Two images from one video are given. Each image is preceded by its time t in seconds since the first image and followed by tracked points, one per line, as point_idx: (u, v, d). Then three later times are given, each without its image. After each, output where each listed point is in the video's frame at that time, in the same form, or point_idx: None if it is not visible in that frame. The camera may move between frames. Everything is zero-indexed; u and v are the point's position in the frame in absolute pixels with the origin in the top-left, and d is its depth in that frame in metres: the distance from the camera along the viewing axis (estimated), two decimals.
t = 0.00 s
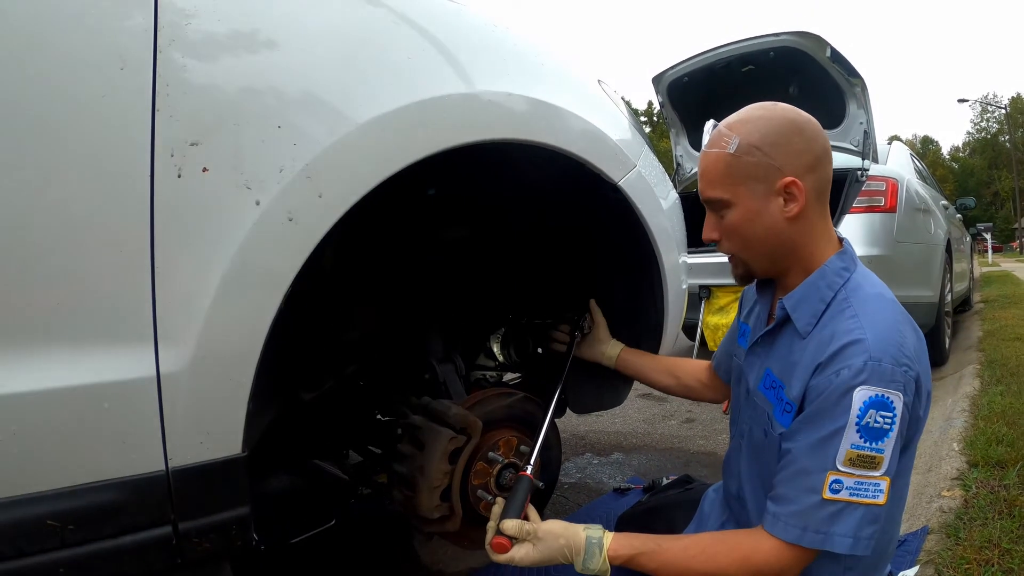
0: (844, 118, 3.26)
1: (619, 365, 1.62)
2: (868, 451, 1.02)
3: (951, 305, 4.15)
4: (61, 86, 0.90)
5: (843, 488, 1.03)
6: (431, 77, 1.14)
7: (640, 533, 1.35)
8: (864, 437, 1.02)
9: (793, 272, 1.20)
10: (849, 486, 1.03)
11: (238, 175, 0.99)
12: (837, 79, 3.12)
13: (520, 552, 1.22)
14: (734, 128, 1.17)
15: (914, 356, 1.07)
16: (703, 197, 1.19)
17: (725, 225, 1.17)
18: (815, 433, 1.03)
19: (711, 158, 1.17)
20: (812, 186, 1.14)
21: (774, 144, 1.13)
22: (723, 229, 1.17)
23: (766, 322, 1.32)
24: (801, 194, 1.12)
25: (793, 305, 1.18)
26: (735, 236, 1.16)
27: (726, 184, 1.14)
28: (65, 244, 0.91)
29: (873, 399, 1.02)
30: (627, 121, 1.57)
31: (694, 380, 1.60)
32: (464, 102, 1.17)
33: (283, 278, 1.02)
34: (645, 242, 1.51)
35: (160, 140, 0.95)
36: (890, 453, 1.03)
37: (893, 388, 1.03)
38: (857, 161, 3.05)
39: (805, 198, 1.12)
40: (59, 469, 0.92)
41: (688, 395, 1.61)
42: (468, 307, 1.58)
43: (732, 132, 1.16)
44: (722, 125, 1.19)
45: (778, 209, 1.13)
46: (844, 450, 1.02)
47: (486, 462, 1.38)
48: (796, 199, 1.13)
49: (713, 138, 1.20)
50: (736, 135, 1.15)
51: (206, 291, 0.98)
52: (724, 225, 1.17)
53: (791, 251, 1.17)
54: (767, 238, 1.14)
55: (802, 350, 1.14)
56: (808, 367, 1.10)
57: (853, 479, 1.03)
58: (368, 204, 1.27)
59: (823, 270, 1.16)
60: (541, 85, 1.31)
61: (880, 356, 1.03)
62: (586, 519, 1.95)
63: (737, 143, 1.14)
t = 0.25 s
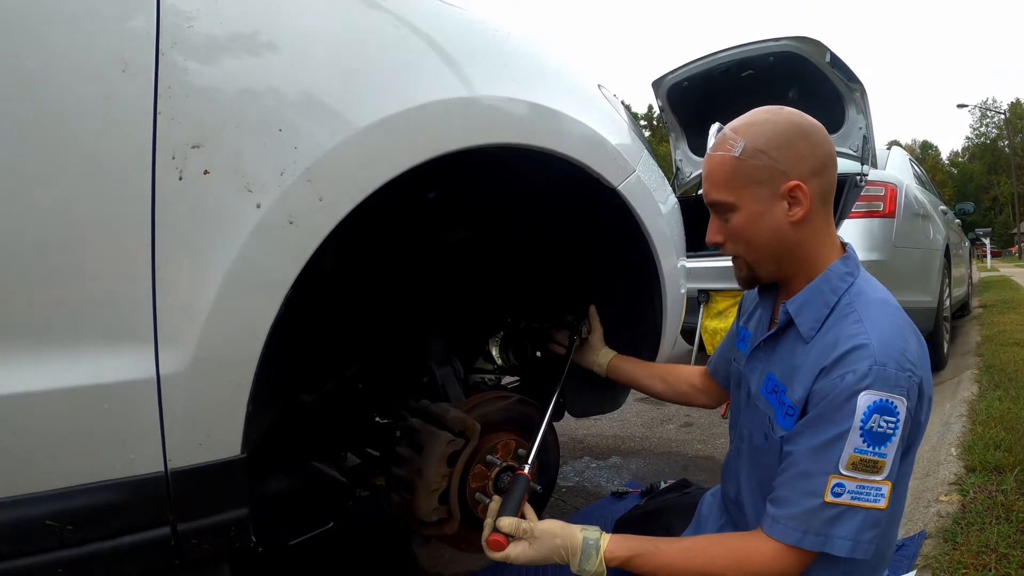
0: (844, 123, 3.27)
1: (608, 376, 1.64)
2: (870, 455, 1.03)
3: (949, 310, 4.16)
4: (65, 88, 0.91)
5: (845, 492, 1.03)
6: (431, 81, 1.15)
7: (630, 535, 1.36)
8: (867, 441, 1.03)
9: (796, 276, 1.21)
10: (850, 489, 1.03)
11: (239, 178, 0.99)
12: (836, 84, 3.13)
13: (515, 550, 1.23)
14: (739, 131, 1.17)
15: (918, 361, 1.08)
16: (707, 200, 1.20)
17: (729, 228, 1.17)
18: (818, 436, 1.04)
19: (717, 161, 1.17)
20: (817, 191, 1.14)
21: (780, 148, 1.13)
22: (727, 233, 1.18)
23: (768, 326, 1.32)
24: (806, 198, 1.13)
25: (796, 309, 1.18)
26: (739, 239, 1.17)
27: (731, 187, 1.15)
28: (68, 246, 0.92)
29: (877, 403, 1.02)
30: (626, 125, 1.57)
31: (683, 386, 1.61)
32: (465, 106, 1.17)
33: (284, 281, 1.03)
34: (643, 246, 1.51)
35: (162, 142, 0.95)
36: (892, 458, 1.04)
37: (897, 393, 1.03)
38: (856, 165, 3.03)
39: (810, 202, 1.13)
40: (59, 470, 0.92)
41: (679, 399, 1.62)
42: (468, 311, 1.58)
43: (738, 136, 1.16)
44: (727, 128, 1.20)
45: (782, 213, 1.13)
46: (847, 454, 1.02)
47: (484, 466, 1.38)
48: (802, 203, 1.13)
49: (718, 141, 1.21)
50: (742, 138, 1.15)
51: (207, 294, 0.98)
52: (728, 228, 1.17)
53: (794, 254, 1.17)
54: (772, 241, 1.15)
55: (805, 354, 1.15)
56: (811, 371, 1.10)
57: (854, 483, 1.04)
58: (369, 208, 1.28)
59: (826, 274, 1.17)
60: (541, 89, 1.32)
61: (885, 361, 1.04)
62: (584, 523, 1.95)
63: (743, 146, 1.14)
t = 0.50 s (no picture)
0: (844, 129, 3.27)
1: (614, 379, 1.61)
2: (872, 464, 1.03)
3: (948, 316, 4.16)
4: (68, 87, 0.91)
5: (845, 501, 1.04)
6: (433, 83, 1.15)
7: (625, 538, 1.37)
8: (869, 451, 1.03)
9: (802, 282, 1.21)
10: (851, 498, 1.04)
11: (241, 178, 0.99)
12: (837, 90, 3.13)
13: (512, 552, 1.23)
14: (746, 136, 1.18)
15: (922, 372, 1.08)
16: (712, 205, 1.20)
17: (734, 233, 1.18)
18: (820, 444, 1.04)
19: (723, 166, 1.18)
20: (823, 196, 1.14)
21: (786, 153, 1.14)
22: (732, 237, 1.18)
23: (771, 332, 1.32)
24: (811, 204, 1.13)
25: (801, 316, 1.18)
26: (744, 245, 1.17)
27: (736, 192, 1.15)
28: (69, 245, 0.92)
29: (880, 413, 1.02)
30: (627, 129, 1.58)
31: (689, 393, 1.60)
32: (466, 108, 1.18)
33: (285, 281, 1.03)
34: (643, 250, 1.52)
35: (164, 142, 0.96)
36: (893, 468, 1.04)
37: (901, 403, 1.03)
38: (857, 171, 3.06)
39: (815, 208, 1.13)
40: (58, 468, 0.92)
41: (682, 405, 1.62)
42: (467, 313, 1.58)
43: (744, 140, 1.17)
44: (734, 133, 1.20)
45: (787, 219, 1.14)
46: (848, 463, 1.03)
47: (482, 468, 1.38)
48: (807, 209, 1.13)
49: (725, 146, 1.21)
50: (748, 143, 1.16)
51: (207, 293, 0.98)
52: (733, 233, 1.18)
53: (799, 260, 1.17)
54: (776, 247, 1.15)
55: (809, 361, 1.15)
56: (815, 379, 1.10)
57: (855, 492, 1.04)
58: (370, 210, 1.28)
59: (832, 281, 1.17)
60: (542, 93, 1.32)
61: (889, 371, 1.04)
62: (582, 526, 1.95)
63: (749, 151, 1.15)
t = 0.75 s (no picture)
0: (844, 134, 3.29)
1: (609, 380, 1.64)
2: (875, 470, 1.03)
3: (947, 322, 4.16)
4: (68, 86, 0.91)
5: (848, 506, 1.04)
6: (434, 86, 1.16)
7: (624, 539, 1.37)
8: (872, 456, 1.03)
9: (805, 287, 1.21)
10: (853, 503, 1.04)
11: (241, 179, 0.99)
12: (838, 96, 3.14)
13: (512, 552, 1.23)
14: (763, 136, 1.17)
15: (926, 378, 1.08)
16: (726, 205, 1.17)
17: (748, 234, 1.16)
18: (824, 448, 1.04)
19: (739, 165, 1.16)
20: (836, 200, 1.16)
21: (805, 155, 1.14)
22: (746, 239, 1.16)
23: (774, 336, 1.32)
24: (829, 206, 1.14)
25: (805, 321, 1.18)
26: (759, 247, 1.15)
27: (755, 192, 1.14)
28: (68, 244, 0.92)
29: (884, 418, 1.02)
30: (627, 133, 1.58)
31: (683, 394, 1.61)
32: (467, 111, 1.18)
33: (284, 282, 1.03)
34: (642, 254, 1.52)
35: (164, 141, 0.96)
36: (896, 473, 1.04)
37: (905, 409, 1.03)
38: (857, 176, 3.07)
39: (833, 211, 1.14)
40: (54, 468, 0.92)
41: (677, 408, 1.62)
42: (467, 315, 1.59)
43: (763, 140, 1.16)
44: (748, 132, 1.19)
45: (805, 220, 1.14)
46: (852, 468, 1.03)
47: (480, 471, 1.38)
48: (825, 211, 1.15)
49: (737, 145, 1.19)
50: (768, 142, 1.15)
51: (205, 293, 0.98)
52: (748, 234, 1.16)
53: (809, 263, 1.18)
54: (792, 249, 1.15)
55: (812, 366, 1.15)
56: (819, 384, 1.10)
57: (858, 497, 1.04)
58: (369, 212, 1.28)
59: (837, 286, 1.18)
60: (543, 96, 1.33)
61: (894, 377, 1.04)
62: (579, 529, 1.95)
63: (769, 150, 1.14)
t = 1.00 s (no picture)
0: (845, 137, 3.29)
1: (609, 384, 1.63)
2: (875, 473, 1.03)
3: (948, 325, 4.15)
4: (70, 86, 0.91)
5: (847, 509, 1.04)
6: (435, 87, 1.16)
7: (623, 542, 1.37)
8: (872, 460, 1.03)
9: (805, 289, 1.21)
10: (853, 506, 1.04)
11: (242, 179, 0.99)
12: (839, 99, 3.14)
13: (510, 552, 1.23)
14: (765, 137, 1.16)
15: (926, 382, 1.08)
16: (726, 206, 1.17)
17: (750, 236, 1.15)
18: (823, 452, 1.04)
19: (741, 166, 1.16)
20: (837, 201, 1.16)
21: (807, 156, 1.14)
22: (747, 241, 1.16)
23: (773, 340, 1.32)
24: (830, 208, 1.14)
25: (805, 324, 1.18)
26: (761, 248, 1.15)
27: (757, 193, 1.13)
28: (69, 243, 0.92)
29: (884, 422, 1.02)
30: (628, 135, 1.58)
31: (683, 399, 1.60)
32: (468, 112, 1.18)
33: (284, 282, 1.03)
34: (643, 256, 1.52)
35: (165, 141, 0.96)
36: (895, 477, 1.04)
37: (905, 413, 1.03)
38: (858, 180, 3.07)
39: (835, 212, 1.14)
40: (54, 467, 0.92)
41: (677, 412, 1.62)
42: (467, 317, 1.59)
43: (765, 141, 1.16)
44: (750, 134, 1.19)
45: (807, 222, 1.14)
46: (851, 472, 1.03)
47: (480, 473, 1.38)
48: (826, 213, 1.14)
49: (739, 146, 1.19)
50: (770, 144, 1.15)
51: (206, 294, 0.98)
52: (749, 236, 1.15)
53: (811, 265, 1.17)
54: (793, 251, 1.15)
55: (812, 369, 1.15)
56: (819, 387, 1.10)
57: (858, 501, 1.04)
58: (370, 213, 1.28)
59: (836, 289, 1.18)
60: (544, 98, 1.33)
61: (894, 381, 1.04)
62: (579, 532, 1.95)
63: (771, 151, 1.14)
